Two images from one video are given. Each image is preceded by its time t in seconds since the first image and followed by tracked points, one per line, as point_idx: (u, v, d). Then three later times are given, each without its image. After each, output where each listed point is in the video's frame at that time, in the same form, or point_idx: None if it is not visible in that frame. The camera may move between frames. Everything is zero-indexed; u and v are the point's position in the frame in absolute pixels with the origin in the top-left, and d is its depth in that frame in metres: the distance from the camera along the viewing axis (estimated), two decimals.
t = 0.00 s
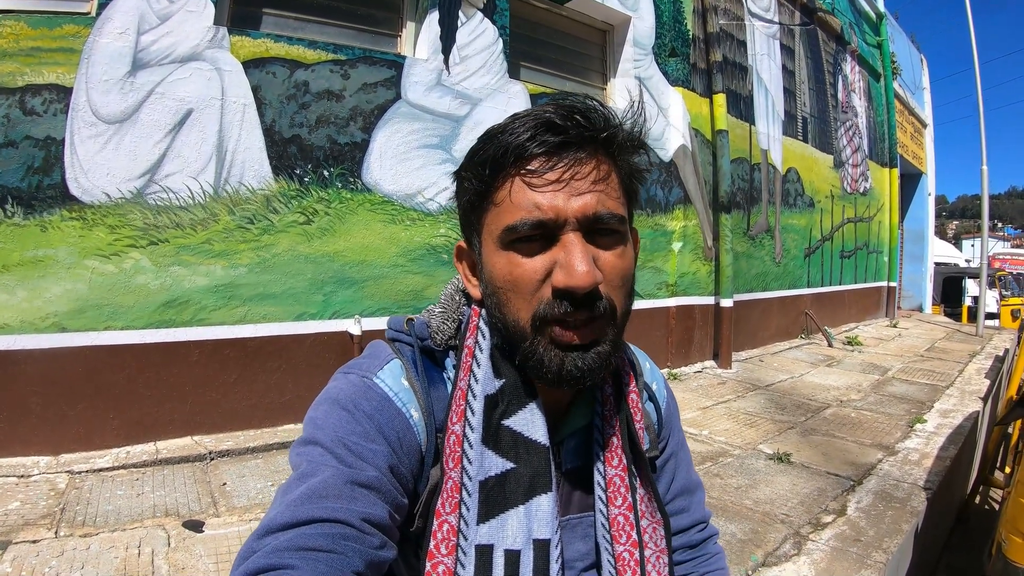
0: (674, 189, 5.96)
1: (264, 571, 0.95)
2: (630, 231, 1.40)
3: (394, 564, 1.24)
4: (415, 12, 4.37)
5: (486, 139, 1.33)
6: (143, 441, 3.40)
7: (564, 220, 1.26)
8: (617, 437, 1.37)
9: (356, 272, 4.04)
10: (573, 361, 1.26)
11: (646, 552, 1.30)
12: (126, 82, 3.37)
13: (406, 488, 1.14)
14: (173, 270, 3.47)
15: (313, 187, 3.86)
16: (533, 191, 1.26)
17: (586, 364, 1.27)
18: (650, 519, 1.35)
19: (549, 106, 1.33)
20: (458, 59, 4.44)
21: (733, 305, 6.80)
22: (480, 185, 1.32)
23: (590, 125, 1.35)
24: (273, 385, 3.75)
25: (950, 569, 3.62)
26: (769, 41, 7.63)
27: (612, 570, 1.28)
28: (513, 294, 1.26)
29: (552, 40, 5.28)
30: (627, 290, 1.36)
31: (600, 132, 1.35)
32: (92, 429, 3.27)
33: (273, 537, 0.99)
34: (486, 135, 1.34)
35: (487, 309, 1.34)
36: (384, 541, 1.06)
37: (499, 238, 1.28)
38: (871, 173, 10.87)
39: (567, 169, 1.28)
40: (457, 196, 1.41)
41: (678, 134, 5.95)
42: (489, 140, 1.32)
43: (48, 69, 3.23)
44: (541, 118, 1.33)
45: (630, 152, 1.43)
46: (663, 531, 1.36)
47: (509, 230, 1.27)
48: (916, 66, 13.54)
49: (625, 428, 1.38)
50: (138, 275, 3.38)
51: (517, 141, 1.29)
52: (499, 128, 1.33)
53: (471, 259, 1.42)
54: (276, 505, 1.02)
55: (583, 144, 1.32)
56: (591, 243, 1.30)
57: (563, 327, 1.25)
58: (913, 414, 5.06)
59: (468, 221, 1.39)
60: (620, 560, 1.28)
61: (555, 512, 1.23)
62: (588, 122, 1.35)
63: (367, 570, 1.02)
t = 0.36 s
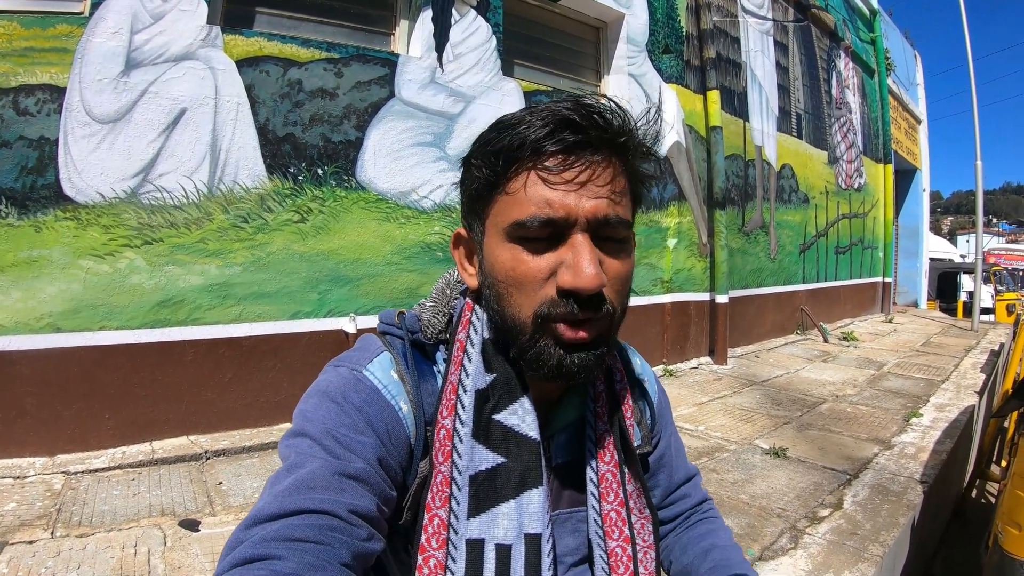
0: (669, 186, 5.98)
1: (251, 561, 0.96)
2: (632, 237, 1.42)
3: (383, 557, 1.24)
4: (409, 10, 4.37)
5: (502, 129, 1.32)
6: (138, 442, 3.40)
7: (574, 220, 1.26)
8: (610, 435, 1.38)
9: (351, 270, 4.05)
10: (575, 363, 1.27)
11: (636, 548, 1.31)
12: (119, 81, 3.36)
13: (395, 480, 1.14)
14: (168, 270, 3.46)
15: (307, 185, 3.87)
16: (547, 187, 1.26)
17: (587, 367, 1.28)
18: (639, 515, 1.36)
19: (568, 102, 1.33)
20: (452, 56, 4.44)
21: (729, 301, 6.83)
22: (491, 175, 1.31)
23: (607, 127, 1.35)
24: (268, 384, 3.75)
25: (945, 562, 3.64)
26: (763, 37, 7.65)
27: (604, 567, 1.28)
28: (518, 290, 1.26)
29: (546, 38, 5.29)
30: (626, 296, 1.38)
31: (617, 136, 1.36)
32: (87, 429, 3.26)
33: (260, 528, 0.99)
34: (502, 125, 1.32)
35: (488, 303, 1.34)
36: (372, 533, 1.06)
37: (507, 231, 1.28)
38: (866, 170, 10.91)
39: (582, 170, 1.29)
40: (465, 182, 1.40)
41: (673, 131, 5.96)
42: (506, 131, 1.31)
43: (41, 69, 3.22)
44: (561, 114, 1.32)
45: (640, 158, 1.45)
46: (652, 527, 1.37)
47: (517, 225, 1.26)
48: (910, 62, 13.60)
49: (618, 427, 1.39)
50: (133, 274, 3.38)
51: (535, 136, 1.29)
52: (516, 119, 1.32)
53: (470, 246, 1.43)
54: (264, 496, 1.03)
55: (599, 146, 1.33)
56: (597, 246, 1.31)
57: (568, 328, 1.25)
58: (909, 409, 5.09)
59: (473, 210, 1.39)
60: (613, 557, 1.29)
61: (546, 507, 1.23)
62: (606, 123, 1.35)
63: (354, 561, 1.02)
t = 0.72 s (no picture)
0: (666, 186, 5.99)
1: (251, 565, 0.95)
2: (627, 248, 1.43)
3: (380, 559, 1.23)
4: (404, 13, 4.38)
5: (501, 136, 1.32)
6: (138, 446, 3.40)
7: (570, 234, 1.27)
8: (603, 437, 1.39)
9: (349, 273, 4.05)
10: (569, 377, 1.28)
11: (632, 548, 1.31)
12: (116, 87, 3.37)
13: (392, 482, 1.14)
14: (166, 275, 3.47)
15: (305, 189, 3.87)
16: (544, 199, 1.27)
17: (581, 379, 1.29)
18: (635, 515, 1.35)
19: (568, 112, 1.32)
20: (447, 59, 4.45)
21: (728, 300, 6.84)
22: (489, 183, 1.31)
23: (607, 139, 1.35)
24: (267, 388, 3.75)
25: (946, 559, 3.64)
26: (759, 37, 7.66)
27: (599, 565, 1.28)
28: (513, 301, 1.27)
29: (542, 39, 5.30)
30: (620, 307, 1.40)
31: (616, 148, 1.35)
32: (87, 435, 3.27)
33: (260, 531, 0.99)
34: (502, 132, 1.32)
35: (484, 308, 1.34)
36: (370, 535, 1.06)
37: (503, 241, 1.29)
38: (864, 168, 10.92)
39: (581, 183, 1.29)
40: (461, 186, 1.40)
41: (670, 132, 5.97)
42: (505, 140, 1.30)
43: (38, 76, 3.23)
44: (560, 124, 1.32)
45: (638, 169, 1.45)
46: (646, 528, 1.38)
47: (513, 236, 1.27)
48: (906, 60, 13.62)
49: (611, 432, 1.40)
50: (131, 280, 3.38)
51: (534, 147, 1.29)
52: (515, 127, 1.31)
53: (465, 251, 1.44)
54: (263, 499, 1.03)
55: (598, 158, 1.33)
56: (593, 259, 1.31)
57: (562, 341, 1.26)
58: (908, 406, 5.09)
59: (469, 214, 1.39)
60: (608, 556, 1.29)
61: (541, 507, 1.24)
62: (605, 134, 1.35)
63: (353, 563, 1.02)
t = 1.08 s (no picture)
0: (667, 190, 6.00)
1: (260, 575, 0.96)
2: (618, 238, 1.43)
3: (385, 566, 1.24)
4: (406, 18, 4.40)
5: (477, 143, 1.35)
6: (140, 448, 3.42)
7: (552, 226, 1.27)
8: (603, 439, 1.40)
9: (350, 277, 4.06)
10: (559, 368, 1.28)
11: (631, 552, 1.32)
12: (119, 90, 3.39)
13: (398, 490, 1.16)
14: (168, 277, 3.49)
15: (306, 193, 3.89)
16: (523, 196, 1.28)
17: (572, 369, 1.29)
18: (635, 519, 1.37)
19: (539, 112, 1.35)
20: (449, 64, 4.46)
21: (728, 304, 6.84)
22: (470, 188, 1.34)
23: (580, 132, 1.36)
24: (268, 390, 3.76)
25: (945, 565, 3.64)
26: (760, 41, 7.66)
27: (598, 569, 1.28)
28: (500, 298, 1.29)
29: (543, 43, 5.31)
30: (613, 296, 1.39)
31: (590, 140, 1.36)
32: (89, 436, 3.28)
33: (268, 541, 1.00)
34: (479, 140, 1.35)
35: (476, 312, 1.36)
36: (378, 543, 1.08)
37: (488, 242, 1.30)
38: (865, 172, 10.92)
39: (557, 175, 1.30)
40: (449, 198, 1.43)
41: (670, 135, 5.97)
42: (481, 146, 1.33)
43: (41, 79, 3.25)
44: (530, 124, 1.34)
45: (619, 159, 1.45)
46: (648, 531, 1.39)
47: (497, 235, 1.29)
48: (908, 63, 13.61)
49: (610, 430, 1.41)
50: (133, 282, 3.40)
51: (507, 147, 1.31)
52: (490, 133, 1.35)
53: (460, 260, 1.45)
54: (271, 510, 1.04)
55: (573, 150, 1.34)
56: (579, 250, 1.32)
57: (549, 333, 1.27)
58: (908, 411, 5.09)
59: (458, 222, 1.42)
60: (606, 559, 1.29)
61: (544, 513, 1.25)
62: (578, 128, 1.36)
63: (361, 572, 1.03)
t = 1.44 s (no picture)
0: (664, 188, 6.02)
1: (260, 568, 0.98)
2: (622, 236, 1.45)
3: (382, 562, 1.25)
4: (403, 18, 4.42)
5: (488, 133, 1.38)
6: (141, 447, 3.44)
7: (558, 216, 1.29)
8: (603, 439, 1.42)
9: (348, 276, 4.09)
10: (561, 358, 1.29)
11: (627, 551, 1.34)
12: (118, 92, 3.41)
13: (396, 485, 1.18)
14: (168, 277, 3.51)
15: (304, 193, 3.91)
16: (531, 184, 1.30)
17: (575, 359, 1.30)
18: (632, 518, 1.38)
19: (553, 106, 1.38)
20: (446, 64, 4.48)
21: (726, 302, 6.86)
22: (479, 177, 1.37)
23: (591, 126, 1.40)
24: (268, 389, 3.79)
25: (942, 560, 3.65)
26: (757, 39, 7.68)
27: (595, 568, 1.32)
28: (503, 286, 1.30)
29: (540, 42, 5.34)
30: (616, 293, 1.40)
31: (600, 134, 1.39)
32: (91, 435, 3.31)
33: (268, 535, 1.02)
34: (491, 130, 1.38)
35: (477, 306, 1.37)
36: (377, 538, 1.10)
37: (493, 229, 1.32)
38: (863, 169, 10.94)
39: (566, 166, 1.33)
40: (457, 188, 1.46)
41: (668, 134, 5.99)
42: (492, 135, 1.36)
43: (41, 81, 3.27)
44: (543, 115, 1.38)
45: (626, 159, 1.48)
46: (645, 531, 1.39)
47: (503, 222, 1.30)
48: (906, 60, 13.62)
49: (610, 431, 1.43)
50: (133, 282, 3.42)
51: (518, 136, 1.34)
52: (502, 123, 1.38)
53: (464, 252, 1.47)
54: (270, 504, 1.06)
55: (583, 143, 1.37)
56: (583, 242, 1.33)
57: (551, 322, 1.28)
58: (905, 407, 5.11)
59: (465, 212, 1.44)
60: (603, 559, 1.32)
61: (541, 511, 1.28)
62: (589, 123, 1.40)
63: (360, 566, 1.06)
